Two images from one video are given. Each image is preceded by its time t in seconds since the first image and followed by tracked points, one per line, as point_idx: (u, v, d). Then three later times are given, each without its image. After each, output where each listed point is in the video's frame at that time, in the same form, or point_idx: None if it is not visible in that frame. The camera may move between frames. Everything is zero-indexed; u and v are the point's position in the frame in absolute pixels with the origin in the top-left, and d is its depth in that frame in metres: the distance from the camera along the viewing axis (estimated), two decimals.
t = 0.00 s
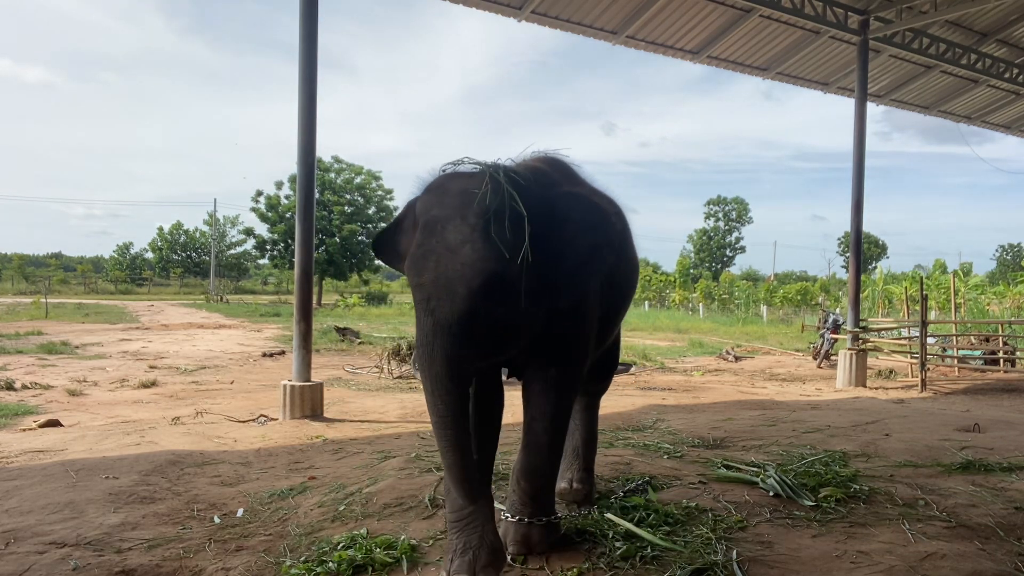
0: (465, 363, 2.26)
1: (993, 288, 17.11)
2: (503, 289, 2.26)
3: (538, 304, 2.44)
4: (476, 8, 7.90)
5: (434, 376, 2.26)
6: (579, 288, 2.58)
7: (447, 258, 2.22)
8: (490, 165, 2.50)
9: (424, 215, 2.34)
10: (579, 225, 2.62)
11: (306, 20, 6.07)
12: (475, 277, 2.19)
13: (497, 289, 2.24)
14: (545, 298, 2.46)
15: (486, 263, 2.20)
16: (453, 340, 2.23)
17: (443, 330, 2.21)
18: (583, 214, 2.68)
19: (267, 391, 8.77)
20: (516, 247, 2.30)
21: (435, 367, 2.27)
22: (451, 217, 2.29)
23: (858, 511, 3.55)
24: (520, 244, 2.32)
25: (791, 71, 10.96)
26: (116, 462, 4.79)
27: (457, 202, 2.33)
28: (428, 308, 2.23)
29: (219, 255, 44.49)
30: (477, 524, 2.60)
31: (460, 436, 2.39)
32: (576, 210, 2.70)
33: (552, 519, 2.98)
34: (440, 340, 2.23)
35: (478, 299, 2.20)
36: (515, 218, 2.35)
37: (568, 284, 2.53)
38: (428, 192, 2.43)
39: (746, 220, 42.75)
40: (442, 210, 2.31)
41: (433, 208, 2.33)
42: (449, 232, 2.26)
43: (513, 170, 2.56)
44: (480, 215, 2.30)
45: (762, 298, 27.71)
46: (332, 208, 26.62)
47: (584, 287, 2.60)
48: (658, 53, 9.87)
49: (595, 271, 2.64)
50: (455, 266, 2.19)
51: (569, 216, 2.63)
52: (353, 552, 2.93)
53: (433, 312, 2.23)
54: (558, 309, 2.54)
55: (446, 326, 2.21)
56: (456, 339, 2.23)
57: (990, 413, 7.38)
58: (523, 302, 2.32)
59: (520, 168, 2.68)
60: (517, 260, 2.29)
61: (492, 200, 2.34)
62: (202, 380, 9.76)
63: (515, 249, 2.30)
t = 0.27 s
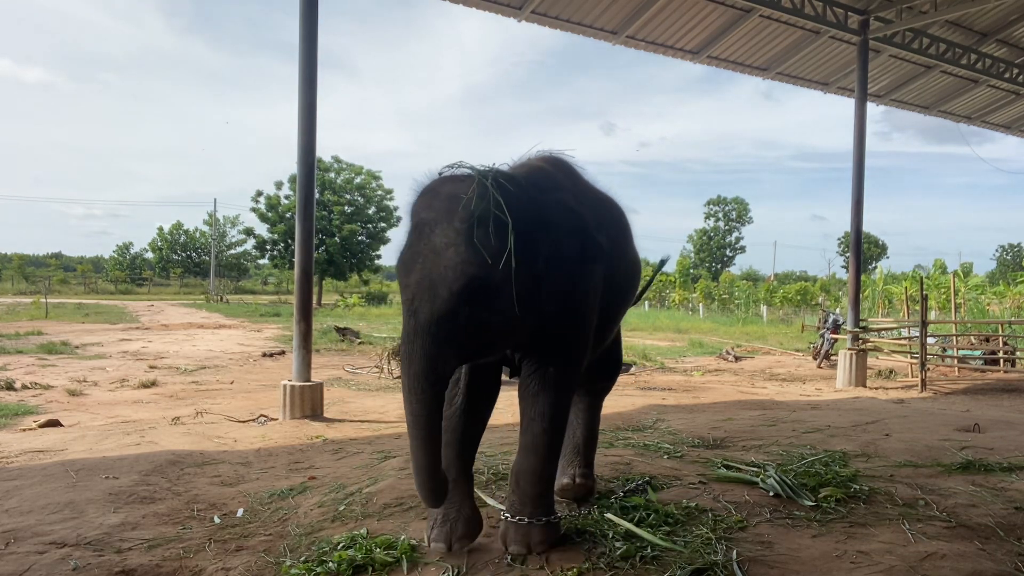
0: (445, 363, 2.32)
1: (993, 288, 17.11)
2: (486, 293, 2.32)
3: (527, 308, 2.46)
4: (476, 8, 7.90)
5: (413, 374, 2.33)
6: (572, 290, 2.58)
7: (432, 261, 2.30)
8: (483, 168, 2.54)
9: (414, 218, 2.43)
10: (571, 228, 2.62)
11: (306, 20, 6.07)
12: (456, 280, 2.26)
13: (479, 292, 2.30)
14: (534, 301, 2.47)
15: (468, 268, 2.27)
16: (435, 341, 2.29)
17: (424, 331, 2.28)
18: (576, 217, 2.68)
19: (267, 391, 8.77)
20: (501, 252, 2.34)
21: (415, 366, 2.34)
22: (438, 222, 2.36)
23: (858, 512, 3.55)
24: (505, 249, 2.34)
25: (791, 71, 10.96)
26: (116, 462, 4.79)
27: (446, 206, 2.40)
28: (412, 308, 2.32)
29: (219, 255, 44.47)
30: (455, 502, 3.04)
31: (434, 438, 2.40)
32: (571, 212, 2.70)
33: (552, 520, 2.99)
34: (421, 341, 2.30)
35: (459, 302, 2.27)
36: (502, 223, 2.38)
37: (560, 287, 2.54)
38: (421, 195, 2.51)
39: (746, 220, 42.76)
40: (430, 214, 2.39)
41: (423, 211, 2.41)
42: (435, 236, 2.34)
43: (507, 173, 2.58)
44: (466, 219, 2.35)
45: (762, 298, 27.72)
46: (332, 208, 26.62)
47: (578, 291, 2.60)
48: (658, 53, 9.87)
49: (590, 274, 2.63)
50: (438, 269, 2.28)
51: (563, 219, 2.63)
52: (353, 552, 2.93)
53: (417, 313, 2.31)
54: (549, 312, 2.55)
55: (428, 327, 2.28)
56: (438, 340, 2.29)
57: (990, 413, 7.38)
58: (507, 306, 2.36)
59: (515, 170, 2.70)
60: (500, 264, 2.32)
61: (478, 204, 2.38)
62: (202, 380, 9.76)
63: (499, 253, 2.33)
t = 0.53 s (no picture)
0: (434, 367, 2.29)
1: (993, 288, 17.10)
2: (469, 294, 2.32)
3: (513, 306, 2.47)
4: (477, 8, 7.90)
5: (399, 377, 2.28)
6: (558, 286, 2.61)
7: (413, 264, 2.31)
8: (461, 172, 2.57)
9: (396, 225, 2.45)
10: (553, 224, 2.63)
11: (306, 20, 6.07)
12: (438, 282, 2.26)
13: (461, 292, 2.30)
14: (518, 297, 2.47)
15: (448, 268, 2.27)
16: (421, 344, 2.26)
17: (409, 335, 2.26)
18: (557, 212, 2.70)
19: (267, 391, 8.77)
20: (481, 251, 2.34)
21: (401, 370, 2.30)
22: (418, 226, 2.38)
23: (858, 511, 3.55)
24: (483, 248, 2.35)
25: (791, 72, 10.96)
26: (116, 462, 4.79)
27: (426, 211, 2.42)
28: (397, 313, 2.31)
29: (219, 255, 44.46)
30: (441, 495, 3.20)
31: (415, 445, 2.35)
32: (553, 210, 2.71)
33: (552, 519, 3.01)
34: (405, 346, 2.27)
35: (442, 303, 2.27)
36: (481, 223, 2.40)
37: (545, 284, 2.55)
38: (403, 203, 2.53)
39: (746, 220, 42.76)
40: (411, 219, 2.41)
41: (404, 217, 2.44)
42: (416, 240, 2.36)
43: (486, 175, 2.60)
44: (445, 222, 2.37)
45: (762, 298, 27.72)
46: (332, 208, 26.62)
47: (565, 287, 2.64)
48: (658, 54, 9.87)
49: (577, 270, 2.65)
50: (419, 271, 2.28)
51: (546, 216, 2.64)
52: (353, 552, 2.92)
53: (402, 318, 2.30)
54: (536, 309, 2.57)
55: (413, 329, 2.25)
56: (425, 342, 2.26)
57: (990, 413, 7.38)
58: (489, 305, 2.36)
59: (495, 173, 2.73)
60: (479, 263, 2.32)
61: (455, 206, 2.40)
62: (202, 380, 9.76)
63: (479, 253, 2.34)
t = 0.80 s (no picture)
0: (408, 353, 2.33)
1: (993, 288, 17.11)
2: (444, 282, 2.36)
3: (493, 296, 2.50)
4: (477, 8, 7.90)
5: (371, 363, 2.33)
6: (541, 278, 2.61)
7: (391, 253, 2.37)
8: (443, 165, 2.61)
9: (378, 216, 2.52)
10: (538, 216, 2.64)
11: (306, 20, 6.07)
12: (414, 269, 2.32)
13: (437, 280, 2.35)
14: (496, 287, 2.50)
15: (424, 255, 2.32)
16: (395, 330, 2.32)
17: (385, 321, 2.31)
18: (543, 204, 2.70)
19: (267, 391, 8.77)
20: (458, 240, 2.38)
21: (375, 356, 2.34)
22: (398, 216, 2.44)
23: (858, 512, 3.55)
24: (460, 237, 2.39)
25: (791, 71, 10.96)
26: (116, 462, 4.79)
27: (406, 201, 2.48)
28: (375, 300, 2.37)
29: (219, 255, 44.45)
30: (442, 496, 3.20)
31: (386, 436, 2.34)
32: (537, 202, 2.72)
33: (552, 519, 3.02)
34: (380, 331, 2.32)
35: (418, 291, 2.32)
36: (459, 212, 2.43)
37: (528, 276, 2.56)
38: (386, 195, 2.60)
39: (746, 220, 42.77)
40: (391, 209, 2.47)
41: (386, 208, 2.50)
42: (395, 230, 2.41)
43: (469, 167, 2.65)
44: (424, 211, 2.41)
45: (762, 298, 27.73)
46: (332, 208, 26.62)
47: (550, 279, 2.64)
48: (658, 53, 9.88)
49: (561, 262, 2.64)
50: (397, 260, 2.34)
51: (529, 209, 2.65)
52: (353, 552, 2.92)
53: (379, 305, 2.36)
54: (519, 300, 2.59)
55: (389, 315, 2.31)
56: (400, 329, 2.32)
57: (990, 413, 7.38)
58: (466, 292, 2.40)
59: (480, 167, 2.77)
60: (457, 250, 2.36)
61: (434, 196, 2.45)
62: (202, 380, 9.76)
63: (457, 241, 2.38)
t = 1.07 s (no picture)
0: (377, 346, 2.39)
1: (993, 288, 17.10)
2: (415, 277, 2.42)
3: (467, 293, 2.53)
4: (476, 8, 7.90)
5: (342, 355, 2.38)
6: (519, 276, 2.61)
7: (364, 248, 2.44)
8: (420, 163, 2.68)
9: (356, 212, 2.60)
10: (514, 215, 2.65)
11: (306, 20, 6.07)
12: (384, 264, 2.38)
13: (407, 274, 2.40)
14: (470, 284, 2.53)
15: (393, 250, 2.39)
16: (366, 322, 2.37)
17: (355, 314, 2.38)
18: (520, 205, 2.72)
19: (268, 391, 8.77)
20: (428, 237, 2.43)
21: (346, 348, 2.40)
22: (373, 212, 2.51)
23: (857, 511, 3.55)
24: (431, 233, 2.44)
25: (791, 71, 10.96)
26: (116, 462, 4.79)
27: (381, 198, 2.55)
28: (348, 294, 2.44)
29: (219, 255, 44.43)
30: (441, 495, 3.19)
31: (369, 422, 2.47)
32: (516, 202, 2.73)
33: (552, 519, 3.00)
34: (352, 325, 2.39)
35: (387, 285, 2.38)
36: (430, 210, 2.48)
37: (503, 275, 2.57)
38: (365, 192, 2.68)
39: (746, 220, 42.77)
40: (367, 205, 2.55)
41: (362, 204, 2.58)
42: (370, 226, 2.48)
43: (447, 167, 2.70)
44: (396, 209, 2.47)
45: (762, 298, 27.73)
46: (332, 208, 26.62)
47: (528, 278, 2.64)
48: (658, 53, 9.88)
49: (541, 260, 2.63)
50: (371, 255, 2.41)
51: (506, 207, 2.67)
52: (353, 552, 2.92)
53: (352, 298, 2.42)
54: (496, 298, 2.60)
55: (360, 308, 2.38)
56: (370, 322, 2.37)
57: (990, 413, 7.37)
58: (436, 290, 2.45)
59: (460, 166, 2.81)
60: (426, 248, 2.42)
61: (407, 194, 2.50)
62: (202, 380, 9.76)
63: (427, 238, 2.43)
